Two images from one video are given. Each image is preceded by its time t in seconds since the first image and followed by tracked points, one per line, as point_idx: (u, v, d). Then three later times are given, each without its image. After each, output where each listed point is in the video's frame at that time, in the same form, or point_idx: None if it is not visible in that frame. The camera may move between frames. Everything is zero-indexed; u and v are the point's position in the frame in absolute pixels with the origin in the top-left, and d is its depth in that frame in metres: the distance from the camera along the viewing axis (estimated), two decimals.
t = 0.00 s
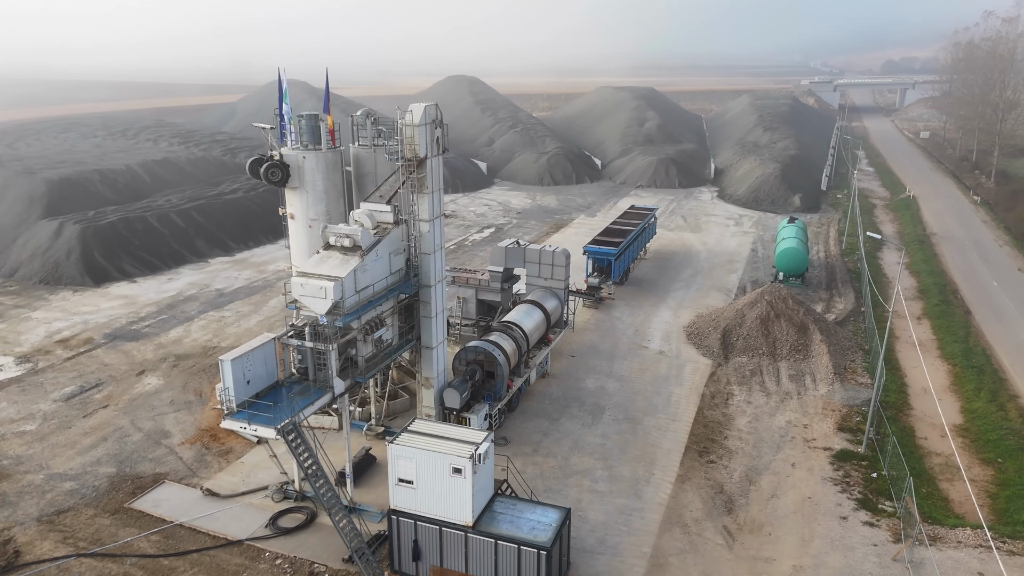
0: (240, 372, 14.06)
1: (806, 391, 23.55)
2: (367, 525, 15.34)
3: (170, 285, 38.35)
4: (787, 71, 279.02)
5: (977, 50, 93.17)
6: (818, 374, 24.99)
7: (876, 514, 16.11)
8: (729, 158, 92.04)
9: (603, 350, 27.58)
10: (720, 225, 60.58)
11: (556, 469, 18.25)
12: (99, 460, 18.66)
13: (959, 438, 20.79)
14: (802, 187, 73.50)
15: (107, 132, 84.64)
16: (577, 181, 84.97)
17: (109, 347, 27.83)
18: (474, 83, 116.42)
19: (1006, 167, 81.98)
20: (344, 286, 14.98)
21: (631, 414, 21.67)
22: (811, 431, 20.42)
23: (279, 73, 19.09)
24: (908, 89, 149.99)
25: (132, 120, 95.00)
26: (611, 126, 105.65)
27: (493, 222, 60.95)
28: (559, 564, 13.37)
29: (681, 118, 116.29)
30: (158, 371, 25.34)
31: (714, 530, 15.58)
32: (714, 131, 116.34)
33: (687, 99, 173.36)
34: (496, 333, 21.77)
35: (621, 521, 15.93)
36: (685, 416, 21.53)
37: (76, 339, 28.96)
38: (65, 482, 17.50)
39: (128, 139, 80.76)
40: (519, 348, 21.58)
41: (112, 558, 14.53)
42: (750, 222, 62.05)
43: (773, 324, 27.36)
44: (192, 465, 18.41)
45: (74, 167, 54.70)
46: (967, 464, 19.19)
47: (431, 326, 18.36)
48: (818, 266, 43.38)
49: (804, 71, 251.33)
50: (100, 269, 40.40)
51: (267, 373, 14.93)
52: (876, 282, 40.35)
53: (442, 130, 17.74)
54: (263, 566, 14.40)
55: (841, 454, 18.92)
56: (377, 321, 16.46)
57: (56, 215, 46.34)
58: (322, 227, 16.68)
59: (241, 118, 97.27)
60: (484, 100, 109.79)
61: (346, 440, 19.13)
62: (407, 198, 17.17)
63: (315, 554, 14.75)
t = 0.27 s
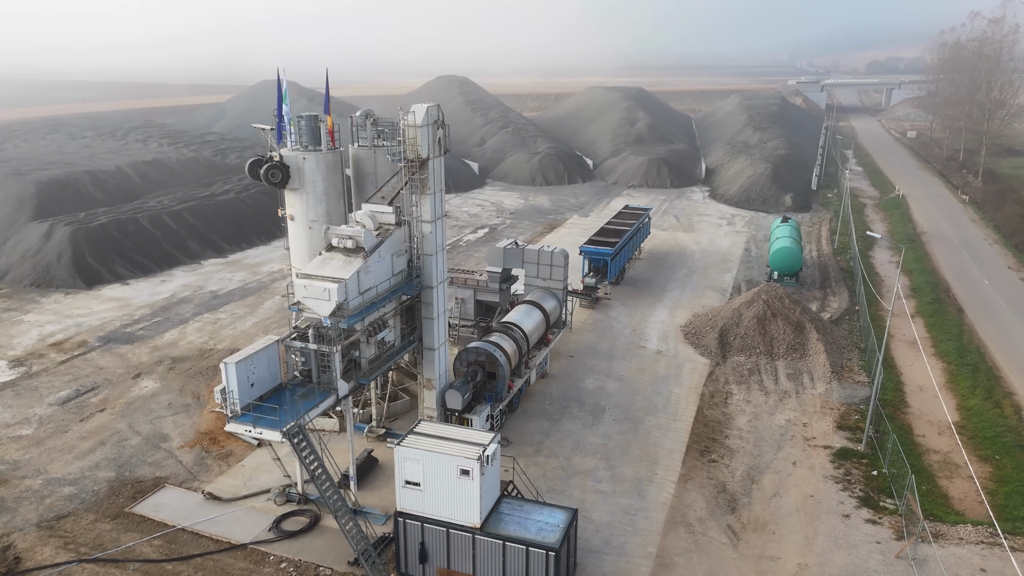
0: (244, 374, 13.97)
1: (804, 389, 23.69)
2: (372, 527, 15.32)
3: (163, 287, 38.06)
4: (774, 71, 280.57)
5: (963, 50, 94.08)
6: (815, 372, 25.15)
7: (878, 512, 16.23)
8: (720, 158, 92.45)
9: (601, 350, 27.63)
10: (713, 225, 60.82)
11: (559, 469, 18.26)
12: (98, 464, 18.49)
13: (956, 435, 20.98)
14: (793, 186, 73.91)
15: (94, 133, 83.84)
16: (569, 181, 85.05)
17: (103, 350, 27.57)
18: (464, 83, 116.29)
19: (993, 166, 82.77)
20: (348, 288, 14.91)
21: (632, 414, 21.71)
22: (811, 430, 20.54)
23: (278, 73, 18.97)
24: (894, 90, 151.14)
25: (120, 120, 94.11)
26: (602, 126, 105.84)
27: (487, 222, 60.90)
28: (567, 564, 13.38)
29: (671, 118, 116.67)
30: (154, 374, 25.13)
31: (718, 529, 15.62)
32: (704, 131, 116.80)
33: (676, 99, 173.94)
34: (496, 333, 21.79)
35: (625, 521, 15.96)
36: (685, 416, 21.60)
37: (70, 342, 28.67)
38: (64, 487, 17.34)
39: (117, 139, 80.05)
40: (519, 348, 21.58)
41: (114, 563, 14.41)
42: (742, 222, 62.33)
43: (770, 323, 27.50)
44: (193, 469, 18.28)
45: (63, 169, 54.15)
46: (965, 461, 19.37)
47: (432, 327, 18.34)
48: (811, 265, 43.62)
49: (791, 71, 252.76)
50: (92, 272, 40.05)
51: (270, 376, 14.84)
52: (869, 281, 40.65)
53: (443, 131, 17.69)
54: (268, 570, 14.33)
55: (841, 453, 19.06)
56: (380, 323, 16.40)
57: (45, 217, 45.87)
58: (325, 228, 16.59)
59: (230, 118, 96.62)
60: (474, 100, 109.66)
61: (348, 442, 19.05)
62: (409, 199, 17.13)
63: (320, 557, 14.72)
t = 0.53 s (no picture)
0: (248, 377, 13.90)
1: (803, 388, 23.84)
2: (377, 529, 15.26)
3: (157, 289, 37.76)
4: (761, 70, 282.06)
5: (949, 50, 94.98)
6: (814, 371, 25.31)
7: (880, 509, 16.34)
8: (711, 158, 92.85)
9: (599, 350, 27.66)
10: (705, 225, 61.08)
11: (562, 469, 18.27)
12: (97, 468, 18.33)
13: (954, 433, 21.17)
14: (784, 186, 74.33)
15: (83, 133, 83.02)
16: (561, 181, 85.12)
17: (99, 354, 27.31)
18: (455, 84, 116.14)
19: (981, 165, 83.61)
20: (352, 289, 14.83)
21: (632, 413, 21.75)
22: (811, 428, 20.67)
23: (277, 75, 18.89)
24: (880, 90, 152.26)
25: (108, 121, 93.26)
26: (593, 127, 106.02)
27: (480, 223, 60.84)
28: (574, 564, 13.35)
29: (661, 118, 117.09)
30: (151, 377, 24.93)
31: (723, 528, 15.66)
32: (695, 130, 117.24)
33: (665, 100, 174.50)
34: (497, 334, 21.80)
35: (630, 522, 15.96)
36: (686, 415, 21.67)
37: (64, 345, 28.38)
38: (63, 492, 17.17)
39: (106, 140, 79.33)
40: (520, 349, 21.57)
41: (117, 569, 14.29)
42: (735, 222, 62.63)
43: (767, 322, 27.64)
44: (194, 472, 18.15)
45: (53, 170, 53.62)
46: (963, 458, 19.56)
47: (435, 328, 18.30)
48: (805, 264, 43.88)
49: (778, 71, 254.21)
50: (84, 274, 39.71)
51: (274, 378, 14.77)
52: (862, 279, 40.95)
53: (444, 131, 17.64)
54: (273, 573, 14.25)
55: (841, 451, 19.18)
56: (384, 324, 16.34)
57: (36, 219, 45.43)
58: (326, 229, 16.50)
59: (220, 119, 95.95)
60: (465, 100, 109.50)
61: (349, 444, 18.97)
62: (412, 200, 17.09)
63: (325, 560, 14.64)
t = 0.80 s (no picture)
0: (253, 380, 13.84)
1: (801, 387, 23.99)
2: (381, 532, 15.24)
3: (150, 292, 37.47)
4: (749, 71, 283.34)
5: (936, 50, 95.79)
6: (811, 370, 25.49)
7: (881, 506, 16.47)
8: (702, 158, 93.19)
9: (597, 350, 27.70)
10: (698, 224, 61.32)
11: (565, 470, 18.28)
12: (96, 473, 18.17)
13: (951, 430, 21.37)
14: (775, 186, 74.76)
15: (70, 134, 82.21)
16: (554, 182, 85.17)
17: (93, 357, 27.07)
18: (445, 84, 115.96)
19: (968, 164, 84.42)
20: (356, 291, 14.78)
21: (633, 414, 21.80)
22: (811, 427, 20.79)
23: (276, 75, 18.81)
24: (867, 90, 153.38)
25: (96, 121, 92.42)
26: (584, 127, 106.17)
27: (474, 223, 60.75)
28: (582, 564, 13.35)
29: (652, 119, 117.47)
30: (147, 380, 24.73)
31: (727, 528, 15.72)
32: (685, 130, 117.66)
33: (655, 100, 174.96)
34: (498, 335, 21.78)
35: (635, 522, 15.99)
36: (686, 415, 21.74)
37: (57, 349, 28.11)
38: (63, 497, 17.01)
39: (94, 141, 78.62)
40: (521, 349, 21.56)
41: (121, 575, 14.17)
42: (727, 221, 62.91)
43: (764, 321, 27.79)
44: (194, 476, 18.03)
45: (42, 171, 53.07)
46: (961, 455, 19.73)
47: (437, 329, 18.25)
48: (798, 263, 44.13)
49: (765, 71, 255.69)
50: (76, 276, 39.35)
51: (278, 380, 14.71)
52: (855, 278, 41.24)
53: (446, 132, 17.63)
54: None
55: (842, 449, 19.31)
56: (387, 326, 16.31)
57: (26, 221, 45.00)
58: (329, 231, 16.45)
59: (210, 119, 95.31)
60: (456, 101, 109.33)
61: (351, 447, 18.90)
62: (414, 201, 17.06)
63: (331, 564, 14.58)
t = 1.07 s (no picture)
0: (258, 383, 13.79)
1: (799, 385, 24.14)
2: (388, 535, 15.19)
3: (143, 294, 37.17)
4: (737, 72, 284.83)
5: (923, 50, 96.56)
6: (809, 368, 25.66)
7: (883, 504, 16.60)
8: (693, 158, 93.56)
9: (596, 350, 27.75)
10: (691, 224, 61.57)
11: (568, 471, 18.29)
12: (96, 477, 18.01)
13: (948, 427, 21.57)
14: (766, 185, 75.16)
15: (58, 134, 81.36)
16: (546, 182, 85.23)
17: (88, 360, 26.82)
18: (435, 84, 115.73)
19: (956, 164, 85.22)
20: (361, 292, 14.72)
21: (634, 413, 21.85)
22: (810, 426, 20.91)
23: (276, 76, 18.71)
24: (853, 90, 154.44)
25: (83, 122, 91.59)
26: (575, 127, 106.29)
27: (467, 224, 60.67)
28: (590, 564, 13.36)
29: (642, 118, 117.80)
30: (144, 383, 24.53)
31: (731, 527, 15.78)
32: (675, 130, 118.08)
33: (644, 100, 175.37)
34: (498, 335, 21.77)
35: (640, 522, 16.02)
36: (686, 414, 21.81)
37: (51, 352, 27.83)
38: (62, 503, 16.85)
39: (83, 142, 77.95)
40: (521, 350, 21.56)
41: None
42: (719, 221, 63.19)
43: (761, 321, 27.93)
44: (195, 479, 17.91)
45: (31, 173, 52.50)
46: (959, 452, 19.92)
47: (439, 330, 18.20)
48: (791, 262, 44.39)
49: (753, 71, 256.85)
50: (68, 278, 38.95)
51: (283, 383, 14.65)
52: (848, 277, 41.51)
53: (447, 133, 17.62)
54: None
55: (842, 447, 19.43)
56: (390, 327, 16.26)
57: (16, 223, 44.54)
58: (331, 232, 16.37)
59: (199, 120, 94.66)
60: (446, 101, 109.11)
61: (354, 449, 18.85)
62: (416, 202, 17.03)
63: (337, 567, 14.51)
